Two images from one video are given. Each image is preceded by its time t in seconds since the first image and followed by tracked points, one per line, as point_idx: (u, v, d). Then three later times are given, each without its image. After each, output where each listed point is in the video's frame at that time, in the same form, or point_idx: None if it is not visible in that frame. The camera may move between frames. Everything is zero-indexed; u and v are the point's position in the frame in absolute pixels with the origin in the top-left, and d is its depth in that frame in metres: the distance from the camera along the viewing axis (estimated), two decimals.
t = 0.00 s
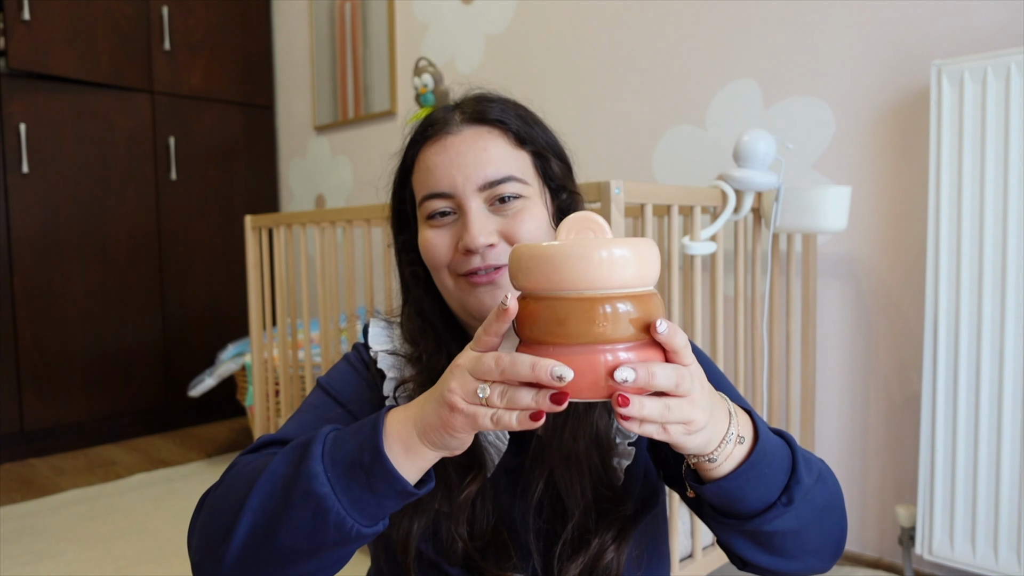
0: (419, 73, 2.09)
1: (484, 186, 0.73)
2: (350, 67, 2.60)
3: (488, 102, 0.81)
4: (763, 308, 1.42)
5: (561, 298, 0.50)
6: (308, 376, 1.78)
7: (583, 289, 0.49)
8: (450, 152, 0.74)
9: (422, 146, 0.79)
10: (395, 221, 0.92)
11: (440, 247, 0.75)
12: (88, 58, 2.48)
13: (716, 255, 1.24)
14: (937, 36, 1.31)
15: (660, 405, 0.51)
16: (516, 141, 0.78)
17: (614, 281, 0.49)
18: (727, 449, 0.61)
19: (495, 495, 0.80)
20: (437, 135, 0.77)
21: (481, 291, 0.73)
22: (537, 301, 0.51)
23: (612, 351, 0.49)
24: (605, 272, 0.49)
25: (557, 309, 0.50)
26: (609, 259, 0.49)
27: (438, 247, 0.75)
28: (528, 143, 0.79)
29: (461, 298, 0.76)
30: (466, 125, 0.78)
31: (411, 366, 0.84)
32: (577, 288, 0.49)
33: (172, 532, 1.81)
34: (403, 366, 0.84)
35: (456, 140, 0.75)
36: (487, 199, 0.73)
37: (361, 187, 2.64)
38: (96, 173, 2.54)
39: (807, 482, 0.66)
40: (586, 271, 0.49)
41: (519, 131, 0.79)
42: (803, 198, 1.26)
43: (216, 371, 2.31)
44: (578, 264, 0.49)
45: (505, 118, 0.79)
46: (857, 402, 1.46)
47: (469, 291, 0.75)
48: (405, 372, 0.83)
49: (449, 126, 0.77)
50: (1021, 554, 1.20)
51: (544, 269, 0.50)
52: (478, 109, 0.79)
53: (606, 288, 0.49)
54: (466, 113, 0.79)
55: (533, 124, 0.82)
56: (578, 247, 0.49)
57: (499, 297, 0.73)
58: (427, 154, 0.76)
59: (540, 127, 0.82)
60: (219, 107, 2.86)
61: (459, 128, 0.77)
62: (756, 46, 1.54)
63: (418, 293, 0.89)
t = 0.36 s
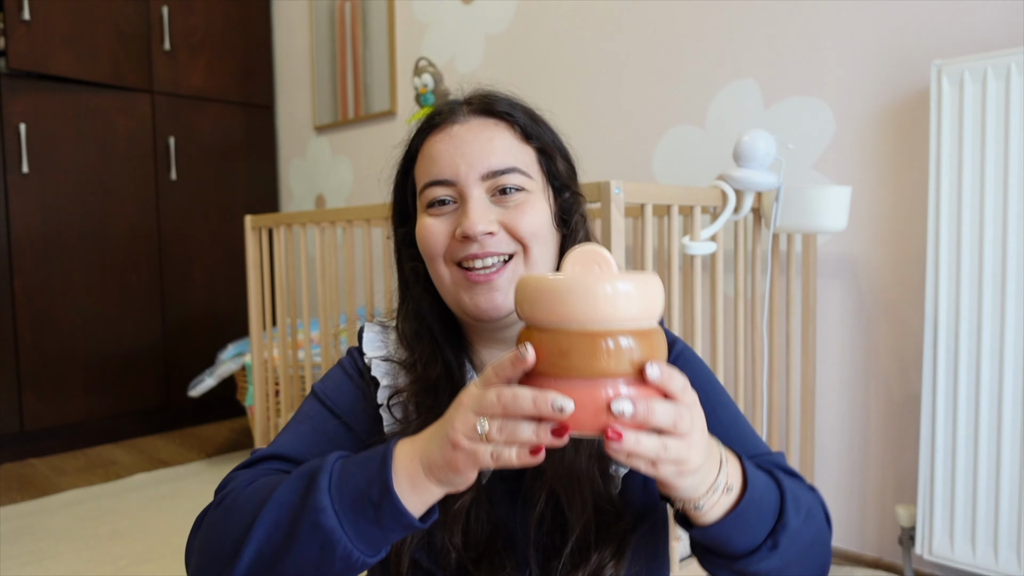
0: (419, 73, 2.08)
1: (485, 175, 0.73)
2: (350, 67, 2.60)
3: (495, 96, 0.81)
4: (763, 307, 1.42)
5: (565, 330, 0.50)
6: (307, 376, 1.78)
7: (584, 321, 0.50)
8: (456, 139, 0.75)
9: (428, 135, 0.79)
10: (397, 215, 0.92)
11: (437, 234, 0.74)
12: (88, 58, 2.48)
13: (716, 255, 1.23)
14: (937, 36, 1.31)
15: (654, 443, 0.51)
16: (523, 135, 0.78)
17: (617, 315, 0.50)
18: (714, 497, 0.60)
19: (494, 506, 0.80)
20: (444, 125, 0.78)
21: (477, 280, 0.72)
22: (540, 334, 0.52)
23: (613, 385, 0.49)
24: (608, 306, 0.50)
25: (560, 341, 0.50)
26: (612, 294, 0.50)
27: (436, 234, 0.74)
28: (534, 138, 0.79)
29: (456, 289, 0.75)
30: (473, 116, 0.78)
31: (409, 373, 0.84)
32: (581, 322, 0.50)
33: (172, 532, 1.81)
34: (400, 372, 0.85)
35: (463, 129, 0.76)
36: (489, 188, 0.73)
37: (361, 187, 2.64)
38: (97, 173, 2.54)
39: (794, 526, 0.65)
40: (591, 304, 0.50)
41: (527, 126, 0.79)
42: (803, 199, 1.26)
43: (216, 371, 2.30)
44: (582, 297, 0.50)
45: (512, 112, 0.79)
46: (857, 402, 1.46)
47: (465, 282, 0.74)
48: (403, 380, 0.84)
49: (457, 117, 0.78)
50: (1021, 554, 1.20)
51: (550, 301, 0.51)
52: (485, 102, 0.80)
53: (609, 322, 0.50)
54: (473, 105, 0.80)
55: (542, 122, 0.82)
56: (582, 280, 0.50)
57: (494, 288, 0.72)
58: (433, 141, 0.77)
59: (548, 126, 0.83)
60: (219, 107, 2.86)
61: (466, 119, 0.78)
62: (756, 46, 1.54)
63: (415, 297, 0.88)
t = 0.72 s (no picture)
0: (419, 71, 1.94)
1: (677, 277, 0.61)
2: (350, 67, 2.60)
3: (708, 169, 0.68)
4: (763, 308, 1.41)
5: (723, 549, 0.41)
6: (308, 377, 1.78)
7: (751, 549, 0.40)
8: (651, 223, 0.63)
9: (622, 201, 0.66)
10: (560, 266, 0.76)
11: (609, 326, 0.63)
12: (88, 58, 2.48)
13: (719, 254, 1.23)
14: (938, 36, 1.31)
15: None
16: (725, 231, 0.65)
17: (797, 559, 0.39)
18: None
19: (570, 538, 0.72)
20: (641, 197, 0.65)
21: (638, 385, 0.62)
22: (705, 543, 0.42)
23: None
24: (786, 546, 0.39)
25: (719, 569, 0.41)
26: (795, 531, 0.39)
27: (606, 325, 0.64)
28: (739, 237, 0.66)
29: (610, 388, 0.65)
30: (677, 192, 0.65)
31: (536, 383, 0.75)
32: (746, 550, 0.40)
33: (172, 532, 1.81)
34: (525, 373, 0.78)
35: (660, 211, 0.64)
36: (675, 292, 0.62)
37: (361, 187, 2.64)
38: (97, 173, 2.54)
39: None
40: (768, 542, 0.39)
41: (729, 217, 0.66)
42: (803, 199, 1.26)
43: (216, 371, 2.30)
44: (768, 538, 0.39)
45: (723, 206, 0.66)
46: (858, 402, 1.46)
47: (623, 383, 0.63)
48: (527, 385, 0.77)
49: (659, 189, 0.65)
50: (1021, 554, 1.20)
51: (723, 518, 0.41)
52: (699, 177, 0.66)
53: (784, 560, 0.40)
54: (683, 179, 0.66)
55: (745, 206, 0.68)
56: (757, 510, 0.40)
57: (654, 395, 0.62)
58: (622, 215, 0.65)
59: (751, 210, 0.69)
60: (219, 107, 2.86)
61: (670, 198, 0.64)
62: (757, 46, 1.54)
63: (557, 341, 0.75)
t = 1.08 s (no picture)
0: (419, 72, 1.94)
1: (723, 317, 0.61)
2: (350, 67, 2.60)
3: (756, 203, 0.65)
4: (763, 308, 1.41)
5: None
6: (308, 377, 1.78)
7: None
8: (695, 261, 0.62)
9: (665, 235, 0.65)
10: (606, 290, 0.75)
11: (652, 363, 0.64)
12: (88, 58, 2.48)
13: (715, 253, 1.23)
14: (937, 36, 1.31)
15: None
16: (776, 264, 0.64)
17: None
18: None
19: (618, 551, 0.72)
20: (684, 233, 0.64)
21: (684, 421, 0.63)
22: (752, 575, 0.51)
23: None
24: None
25: None
26: None
27: (649, 361, 0.64)
28: (791, 272, 0.65)
29: (656, 420, 0.66)
30: (724, 225, 0.63)
31: (594, 396, 0.74)
32: None
33: (172, 532, 1.81)
34: (579, 379, 0.75)
35: (705, 248, 0.62)
36: (722, 331, 0.62)
37: (361, 187, 2.64)
38: (97, 173, 2.54)
39: None
40: None
41: (781, 251, 0.64)
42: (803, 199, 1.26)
43: (216, 371, 2.30)
44: None
45: (773, 239, 0.64)
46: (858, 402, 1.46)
47: (670, 418, 0.64)
48: (583, 394, 0.75)
49: (704, 222, 0.63)
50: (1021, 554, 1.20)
51: (771, 561, 0.48)
52: (745, 210, 0.64)
53: None
54: (729, 215, 0.64)
55: (799, 236, 0.66)
56: (805, 556, 0.47)
57: (700, 432, 0.63)
58: (665, 250, 0.64)
59: (806, 238, 0.67)
60: (218, 107, 2.86)
61: (713, 235, 0.63)
62: (756, 46, 1.54)
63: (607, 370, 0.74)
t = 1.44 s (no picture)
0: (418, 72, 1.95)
1: (644, 299, 0.60)
2: (350, 67, 2.60)
3: (676, 188, 0.64)
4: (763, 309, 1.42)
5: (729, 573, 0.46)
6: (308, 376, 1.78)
7: None
8: (614, 246, 0.61)
9: (589, 221, 0.65)
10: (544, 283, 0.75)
11: (579, 348, 0.64)
12: (88, 57, 2.48)
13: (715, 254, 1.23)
14: (938, 36, 1.31)
15: None
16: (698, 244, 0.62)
17: None
18: None
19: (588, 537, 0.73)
20: (602, 220, 0.63)
21: (615, 403, 0.63)
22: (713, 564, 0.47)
23: None
24: None
25: None
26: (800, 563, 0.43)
27: (578, 349, 0.64)
28: (711, 252, 0.63)
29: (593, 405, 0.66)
30: (643, 208, 0.63)
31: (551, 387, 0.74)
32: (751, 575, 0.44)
33: (173, 533, 1.81)
34: (538, 372, 0.76)
35: (624, 232, 0.62)
36: (644, 314, 0.61)
37: (361, 187, 2.64)
38: (97, 173, 2.54)
39: None
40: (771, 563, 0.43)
41: (703, 230, 0.63)
42: (803, 199, 1.26)
43: (216, 371, 2.30)
44: (779, 564, 0.43)
45: (690, 220, 0.62)
46: (858, 402, 1.46)
47: (602, 400, 0.64)
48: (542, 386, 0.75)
49: (624, 207, 0.63)
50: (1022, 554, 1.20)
51: (734, 543, 0.45)
52: (662, 196, 0.63)
53: None
54: (645, 201, 0.63)
55: (725, 215, 0.65)
56: (765, 538, 0.44)
57: (630, 412, 0.62)
58: (588, 236, 0.64)
59: (734, 217, 0.66)
60: (219, 107, 2.86)
61: (629, 221, 0.62)
62: (756, 46, 1.54)
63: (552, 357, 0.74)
